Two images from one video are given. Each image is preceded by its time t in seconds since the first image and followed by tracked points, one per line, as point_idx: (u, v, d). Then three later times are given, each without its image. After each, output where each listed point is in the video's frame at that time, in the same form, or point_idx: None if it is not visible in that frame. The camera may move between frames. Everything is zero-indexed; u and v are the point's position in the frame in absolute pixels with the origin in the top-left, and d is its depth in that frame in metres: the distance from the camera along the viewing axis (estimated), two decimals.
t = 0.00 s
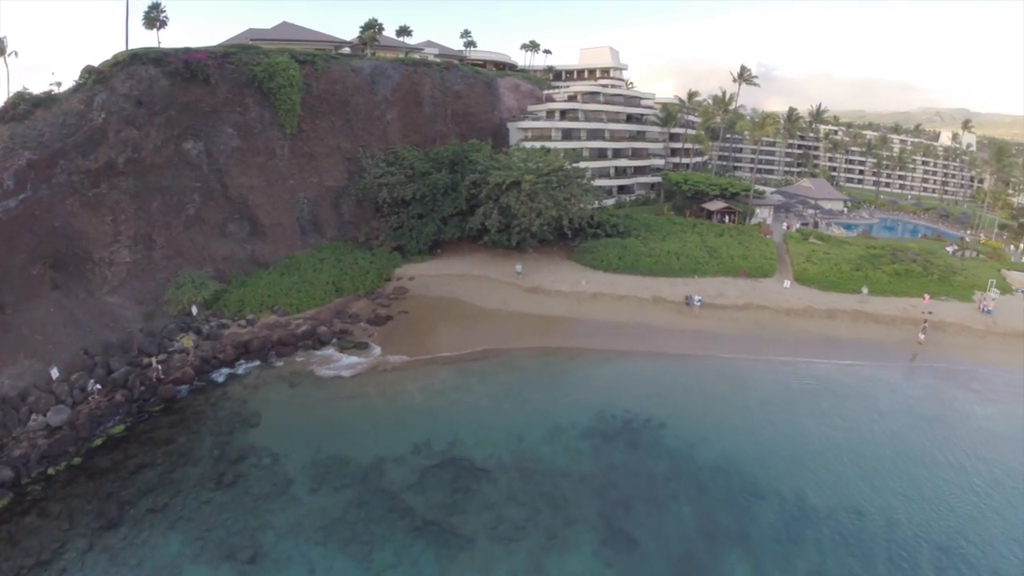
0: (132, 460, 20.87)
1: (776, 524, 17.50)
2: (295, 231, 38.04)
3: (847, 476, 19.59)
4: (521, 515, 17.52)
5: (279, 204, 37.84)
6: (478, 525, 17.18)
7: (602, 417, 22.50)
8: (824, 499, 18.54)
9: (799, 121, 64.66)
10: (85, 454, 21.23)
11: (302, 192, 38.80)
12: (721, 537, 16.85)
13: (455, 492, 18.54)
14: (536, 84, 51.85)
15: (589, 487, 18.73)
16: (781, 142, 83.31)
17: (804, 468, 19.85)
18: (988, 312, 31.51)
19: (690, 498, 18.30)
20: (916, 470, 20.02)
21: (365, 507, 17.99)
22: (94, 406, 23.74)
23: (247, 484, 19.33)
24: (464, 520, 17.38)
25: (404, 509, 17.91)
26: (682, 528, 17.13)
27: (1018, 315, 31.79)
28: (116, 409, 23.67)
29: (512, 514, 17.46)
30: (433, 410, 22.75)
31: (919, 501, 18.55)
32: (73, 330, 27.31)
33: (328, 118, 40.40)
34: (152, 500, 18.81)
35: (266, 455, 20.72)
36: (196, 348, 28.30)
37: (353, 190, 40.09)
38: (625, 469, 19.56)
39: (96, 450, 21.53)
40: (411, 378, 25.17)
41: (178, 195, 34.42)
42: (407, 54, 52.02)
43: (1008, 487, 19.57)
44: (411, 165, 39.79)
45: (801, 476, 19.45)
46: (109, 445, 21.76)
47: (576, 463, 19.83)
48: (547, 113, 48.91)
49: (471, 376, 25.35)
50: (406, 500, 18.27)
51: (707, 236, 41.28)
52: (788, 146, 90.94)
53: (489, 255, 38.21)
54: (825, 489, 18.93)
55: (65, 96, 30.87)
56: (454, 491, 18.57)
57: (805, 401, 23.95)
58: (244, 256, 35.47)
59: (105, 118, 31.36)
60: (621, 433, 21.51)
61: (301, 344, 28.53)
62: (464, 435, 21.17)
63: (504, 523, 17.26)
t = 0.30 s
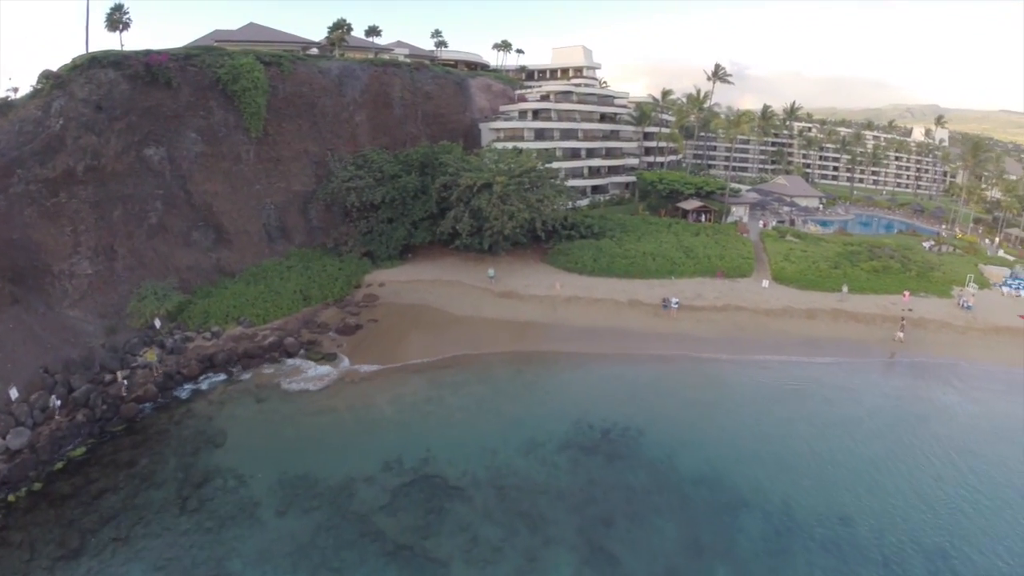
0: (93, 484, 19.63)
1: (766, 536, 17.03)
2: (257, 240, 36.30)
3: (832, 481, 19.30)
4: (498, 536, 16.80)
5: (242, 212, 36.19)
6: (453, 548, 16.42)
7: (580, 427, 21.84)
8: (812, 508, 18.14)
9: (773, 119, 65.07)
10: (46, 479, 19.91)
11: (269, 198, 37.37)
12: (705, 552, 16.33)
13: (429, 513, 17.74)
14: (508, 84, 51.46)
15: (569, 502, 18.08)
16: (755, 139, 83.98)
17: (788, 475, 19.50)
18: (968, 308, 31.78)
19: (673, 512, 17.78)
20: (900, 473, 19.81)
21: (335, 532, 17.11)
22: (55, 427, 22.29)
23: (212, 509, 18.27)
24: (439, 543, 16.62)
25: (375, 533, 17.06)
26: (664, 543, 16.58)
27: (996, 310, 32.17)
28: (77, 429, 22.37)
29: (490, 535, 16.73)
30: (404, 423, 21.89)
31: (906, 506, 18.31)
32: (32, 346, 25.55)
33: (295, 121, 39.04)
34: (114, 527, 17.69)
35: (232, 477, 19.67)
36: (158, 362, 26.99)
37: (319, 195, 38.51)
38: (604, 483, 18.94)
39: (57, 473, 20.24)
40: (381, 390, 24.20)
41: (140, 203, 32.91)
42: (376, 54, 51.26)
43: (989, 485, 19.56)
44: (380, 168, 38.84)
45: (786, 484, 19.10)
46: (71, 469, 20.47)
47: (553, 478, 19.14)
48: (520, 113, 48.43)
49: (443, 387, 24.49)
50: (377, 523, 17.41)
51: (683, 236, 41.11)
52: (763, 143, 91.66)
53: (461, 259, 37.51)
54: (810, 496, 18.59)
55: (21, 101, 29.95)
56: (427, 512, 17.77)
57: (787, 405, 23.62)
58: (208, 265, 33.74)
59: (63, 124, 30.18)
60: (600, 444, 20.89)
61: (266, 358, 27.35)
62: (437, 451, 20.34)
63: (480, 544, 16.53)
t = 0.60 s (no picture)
0: (53, 511, 18.37)
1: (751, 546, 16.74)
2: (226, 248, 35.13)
3: (817, 487, 19.08)
4: (475, 555, 16.20)
5: (205, 219, 34.87)
6: (428, 570, 15.77)
7: (556, 438, 21.28)
8: (795, 514, 17.90)
9: (744, 117, 65.61)
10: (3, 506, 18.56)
11: (233, 204, 36.10)
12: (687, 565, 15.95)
13: (401, 534, 17.05)
14: (477, 84, 51.08)
15: (546, 517, 17.57)
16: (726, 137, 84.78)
17: (773, 482, 19.20)
18: (944, 303, 32.36)
19: (655, 524, 17.36)
20: (879, 474, 19.75)
21: (304, 557, 16.32)
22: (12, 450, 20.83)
23: (175, 536, 17.29)
24: (413, 565, 15.94)
25: (346, 557, 16.31)
26: (646, 557, 16.16)
27: (972, 303, 32.81)
28: (36, 453, 20.95)
29: (466, 556, 16.12)
30: (373, 437, 21.14)
31: (888, 508, 18.22)
32: None
33: (259, 124, 37.91)
34: (76, 557, 16.60)
35: (196, 500, 18.69)
36: (119, 379, 25.58)
37: (284, 200, 37.59)
38: (583, 496, 18.45)
39: (16, 500, 18.88)
40: (350, 404, 23.31)
41: (99, 212, 31.36)
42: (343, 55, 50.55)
43: (970, 483, 19.61)
44: (347, 172, 37.99)
45: (771, 491, 18.81)
46: (30, 495, 19.12)
47: (530, 492, 18.59)
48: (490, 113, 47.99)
49: (414, 398, 23.73)
50: (349, 546, 16.67)
51: (657, 235, 41.01)
52: (734, 141, 92.57)
53: (430, 264, 36.75)
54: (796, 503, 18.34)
55: None
56: (400, 532, 17.08)
57: (766, 407, 23.44)
58: (171, 276, 32.33)
59: (16, 132, 28.28)
60: (578, 454, 20.37)
61: (230, 372, 26.22)
62: (410, 467, 19.62)
63: (456, 565, 15.91)
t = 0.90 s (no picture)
0: (14, 540, 17.29)
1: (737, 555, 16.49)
2: (189, 257, 33.81)
3: (803, 492, 18.92)
4: None
5: (172, 227, 33.73)
6: None
7: (533, 448, 20.81)
8: (782, 521, 17.73)
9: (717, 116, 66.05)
10: None
11: (199, 212, 34.93)
12: None
13: (376, 556, 16.44)
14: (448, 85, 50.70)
15: (526, 534, 17.09)
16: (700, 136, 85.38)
17: (759, 488, 18.98)
18: (923, 299, 32.70)
19: (638, 537, 17.00)
20: (862, 476, 19.71)
21: None
22: None
23: (141, 564, 16.41)
24: None
25: None
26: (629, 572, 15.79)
27: (949, 299, 33.27)
28: None
29: None
30: (343, 452, 20.46)
31: (872, 511, 18.16)
32: None
33: (225, 128, 36.83)
34: None
35: (163, 525, 17.81)
36: (81, 397, 24.37)
37: (251, 207, 36.34)
38: (563, 510, 18.01)
39: None
40: (322, 418, 22.53)
41: (61, 222, 30.07)
42: (312, 58, 49.75)
43: (953, 480, 19.74)
44: (315, 177, 37.20)
45: (757, 498, 18.58)
46: None
47: (509, 508, 18.09)
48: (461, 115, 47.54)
49: (386, 409, 23.07)
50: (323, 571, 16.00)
51: (632, 236, 40.95)
52: (707, 140, 93.30)
53: (402, 269, 36.04)
54: (783, 509, 18.13)
55: None
56: (374, 555, 16.46)
57: (746, 410, 23.30)
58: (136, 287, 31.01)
59: None
60: (556, 465, 19.93)
61: (196, 387, 25.15)
62: (384, 485, 18.98)
63: None
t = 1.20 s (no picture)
0: None
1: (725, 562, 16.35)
2: (160, 265, 32.90)
3: (790, 493, 18.92)
4: None
5: (140, 234, 32.69)
6: None
7: (514, 458, 20.44)
8: (772, 525, 17.67)
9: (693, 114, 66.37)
10: None
11: (167, 218, 33.90)
12: None
13: None
14: (422, 85, 50.21)
15: (510, 548, 16.74)
16: (676, 134, 85.81)
17: (748, 493, 18.85)
18: (904, 295, 33.08)
19: (624, 548, 16.72)
20: (848, 475, 19.78)
21: None
22: None
23: None
24: None
25: None
26: None
27: (929, 294, 33.70)
28: None
29: None
30: (318, 466, 19.90)
31: (859, 511, 18.24)
32: None
33: (193, 131, 35.80)
34: None
35: (135, 548, 17.07)
36: (49, 414, 23.39)
37: (222, 212, 35.58)
38: (546, 523, 17.68)
39: None
40: (297, 430, 21.92)
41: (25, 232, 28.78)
42: (283, 58, 48.94)
43: (937, 476, 19.95)
44: (287, 180, 36.46)
45: (746, 504, 18.43)
46: None
47: (491, 522, 17.70)
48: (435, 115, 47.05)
49: (361, 420, 22.51)
50: None
51: (609, 236, 40.93)
52: (682, 137, 93.79)
53: (376, 274, 35.46)
54: (773, 514, 18.01)
55: None
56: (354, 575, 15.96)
57: (728, 410, 23.27)
58: (104, 298, 30.08)
59: None
60: (538, 476, 19.58)
61: (166, 402, 24.22)
62: (362, 500, 18.46)
63: None
